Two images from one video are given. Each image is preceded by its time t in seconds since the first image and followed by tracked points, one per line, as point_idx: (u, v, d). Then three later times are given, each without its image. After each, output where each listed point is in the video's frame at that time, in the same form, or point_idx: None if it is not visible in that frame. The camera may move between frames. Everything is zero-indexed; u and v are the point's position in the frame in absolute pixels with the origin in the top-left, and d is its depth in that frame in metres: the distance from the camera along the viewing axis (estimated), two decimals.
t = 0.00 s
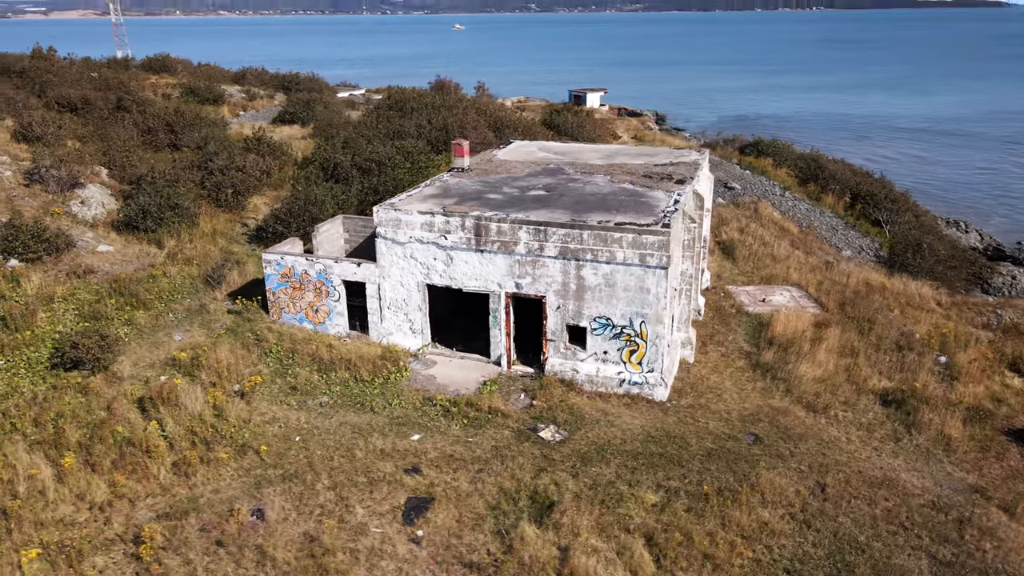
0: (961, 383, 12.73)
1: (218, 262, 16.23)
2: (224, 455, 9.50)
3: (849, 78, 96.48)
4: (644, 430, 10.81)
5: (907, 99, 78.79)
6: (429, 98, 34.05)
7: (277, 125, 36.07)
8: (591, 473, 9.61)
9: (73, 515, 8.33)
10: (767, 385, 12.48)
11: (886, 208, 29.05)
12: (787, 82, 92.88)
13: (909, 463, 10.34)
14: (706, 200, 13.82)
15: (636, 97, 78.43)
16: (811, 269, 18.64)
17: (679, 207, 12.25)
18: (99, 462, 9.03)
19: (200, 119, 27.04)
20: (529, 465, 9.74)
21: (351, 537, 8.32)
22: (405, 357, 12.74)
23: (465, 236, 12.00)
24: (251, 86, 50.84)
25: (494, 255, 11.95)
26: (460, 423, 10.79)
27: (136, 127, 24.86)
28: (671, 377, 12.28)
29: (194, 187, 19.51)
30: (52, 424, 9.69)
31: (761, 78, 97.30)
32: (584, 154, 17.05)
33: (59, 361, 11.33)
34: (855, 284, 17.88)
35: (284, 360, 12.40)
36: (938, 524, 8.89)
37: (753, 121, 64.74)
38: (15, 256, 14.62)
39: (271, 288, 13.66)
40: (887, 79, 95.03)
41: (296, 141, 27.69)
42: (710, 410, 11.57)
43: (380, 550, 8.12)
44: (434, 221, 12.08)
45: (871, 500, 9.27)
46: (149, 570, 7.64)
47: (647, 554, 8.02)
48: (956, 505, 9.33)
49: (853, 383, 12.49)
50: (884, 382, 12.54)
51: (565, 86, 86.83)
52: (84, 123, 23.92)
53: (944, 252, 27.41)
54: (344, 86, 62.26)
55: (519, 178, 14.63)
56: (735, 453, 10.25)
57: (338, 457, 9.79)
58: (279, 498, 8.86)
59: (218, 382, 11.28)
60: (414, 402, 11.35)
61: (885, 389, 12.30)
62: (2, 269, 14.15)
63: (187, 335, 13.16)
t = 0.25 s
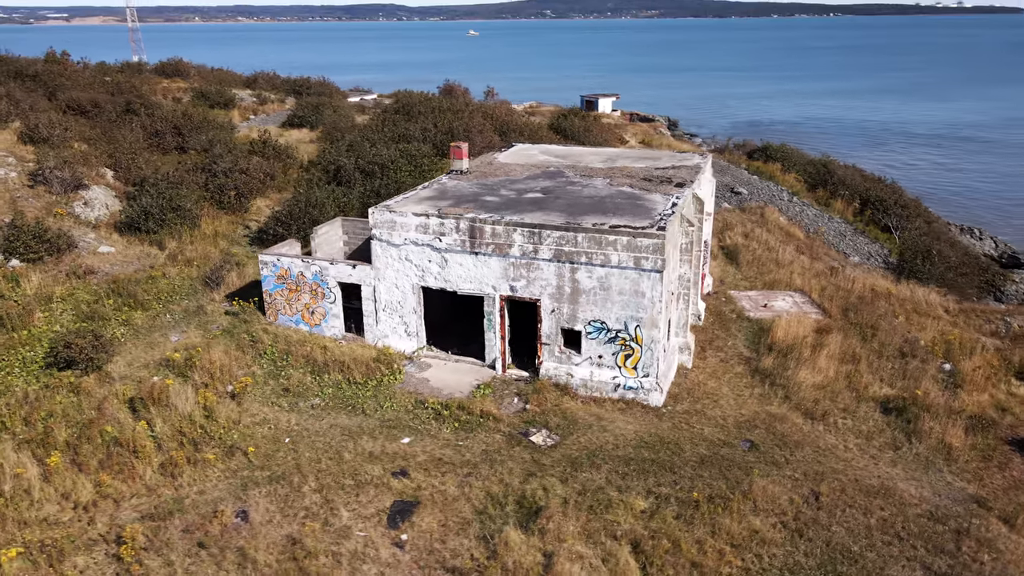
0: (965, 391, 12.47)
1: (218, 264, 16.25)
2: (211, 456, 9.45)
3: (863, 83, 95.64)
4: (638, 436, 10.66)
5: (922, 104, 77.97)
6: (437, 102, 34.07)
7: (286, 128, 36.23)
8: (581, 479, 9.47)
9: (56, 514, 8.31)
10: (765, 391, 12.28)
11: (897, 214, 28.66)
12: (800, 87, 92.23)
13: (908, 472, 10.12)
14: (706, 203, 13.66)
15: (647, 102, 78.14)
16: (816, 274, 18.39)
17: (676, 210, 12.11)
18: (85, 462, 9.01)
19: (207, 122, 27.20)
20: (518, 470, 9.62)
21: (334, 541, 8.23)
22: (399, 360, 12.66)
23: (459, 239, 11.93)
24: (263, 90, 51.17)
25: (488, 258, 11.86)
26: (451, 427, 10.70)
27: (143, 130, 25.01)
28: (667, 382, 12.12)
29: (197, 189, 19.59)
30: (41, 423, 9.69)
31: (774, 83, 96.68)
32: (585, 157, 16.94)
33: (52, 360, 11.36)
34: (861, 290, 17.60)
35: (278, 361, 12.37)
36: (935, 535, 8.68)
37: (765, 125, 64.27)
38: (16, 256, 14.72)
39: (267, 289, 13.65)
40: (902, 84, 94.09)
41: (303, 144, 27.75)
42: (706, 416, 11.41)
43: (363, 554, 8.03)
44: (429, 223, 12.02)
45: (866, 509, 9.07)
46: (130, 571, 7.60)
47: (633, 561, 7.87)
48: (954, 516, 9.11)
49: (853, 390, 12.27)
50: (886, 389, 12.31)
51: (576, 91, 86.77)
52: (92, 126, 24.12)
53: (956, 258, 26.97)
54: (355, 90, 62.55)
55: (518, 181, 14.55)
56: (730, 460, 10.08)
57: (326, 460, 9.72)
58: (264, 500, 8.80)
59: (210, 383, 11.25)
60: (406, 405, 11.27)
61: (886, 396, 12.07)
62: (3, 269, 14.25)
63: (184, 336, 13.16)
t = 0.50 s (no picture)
0: (969, 399, 12.21)
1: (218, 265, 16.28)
2: (198, 457, 9.40)
3: (878, 89, 94.78)
4: (631, 441, 10.51)
5: (937, 109, 77.17)
6: (443, 106, 34.10)
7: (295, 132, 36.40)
8: (570, 485, 9.34)
9: (40, 514, 8.28)
10: (763, 397, 12.08)
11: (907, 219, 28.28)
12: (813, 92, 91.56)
13: (906, 481, 9.91)
14: (705, 207, 13.50)
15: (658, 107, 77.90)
16: (820, 280, 18.14)
17: (672, 213, 11.96)
18: (71, 461, 8.98)
19: (215, 125, 27.36)
20: (507, 475, 9.49)
21: (316, 544, 8.14)
22: (393, 363, 12.59)
23: (453, 241, 11.84)
24: (274, 95, 51.48)
25: (482, 260, 11.77)
26: (441, 430, 10.60)
27: (150, 132, 25.19)
28: (663, 387, 11.96)
29: (200, 191, 19.66)
30: (30, 422, 9.69)
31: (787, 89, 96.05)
32: (586, 160, 16.82)
33: (46, 360, 11.38)
34: (865, 296, 17.34)
35: (272, 363, 12.33)
36: (931, 546, 8.46)
37: (776, 131, 63.80)
38: (17, 256, 14.82)
39: (264, 291, 13.64)
40: (917, 90, 93.24)
41: (308, 148, 27.83)
42: (702, 422, 11.23)
43: (345, 557, 7.94)
44: (423, 225, 11.95)
45: (861, 519, 8.88)
46: (109, 571, 7.55)
47: (618, 569, 7.73)
48: (952, 527, 8.89)
49: (853, 397, 12.05)
50: (887, 397, 12.08)
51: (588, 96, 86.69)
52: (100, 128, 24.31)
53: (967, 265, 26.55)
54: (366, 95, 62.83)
55: (516, 183, 14.46)
56: (723, 467, 9.90)
57: (314, 462, 9.64)
58: (249, 502, 8.74)
59: (202, 384, 11.23)
60: (397, 408, 11.18)
61: (886, 404, 11.84)
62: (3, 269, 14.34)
63: (179, 337, 13.17)
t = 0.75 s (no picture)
0: (971, 406, 11.95)
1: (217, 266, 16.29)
2: (185, 457, 9.35)
3: (892, 94, 93.94)
4: (622, 446, 10.36)
5: (952, 114, 76.32)
6: (450, 109, 34.09)
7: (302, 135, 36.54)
8: (558, 489, 9.21)
9: (22, 512, 8.24)
10: (760, 402, 11.89)
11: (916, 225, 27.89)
12: (826, 97, 90.84)
13: (903, 489, 9.69)
14: (704, 209, 13.35)
15: (669, 112, 77.61)
16: (824, 284, 17.88)
17: (669, 214, 11.82)
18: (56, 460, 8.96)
19: (221, 128, 27.51)
20: (494, 478, 9.38)
21: (298, 545, 8.05)
22: (387, 365, 12.52)
23: (447, 242, 11.77)
24: (284, 99, 51.76)
25: (476, 262, 11.69)
26: (431, 432, 10.51)
27: (157, 134, 25.35)
28: (658, 391, 11.79)
29: (203, 192, 19.73)
30: (18, 420, 9.69)
31: (800, 94, 95.36)
32: (586, 162, 16.71)
33: (40, 358, 11.40)
34: (870, 301, 17.07)
35: (265, 363, 12.29)
36: (926, 555, 8.25)
37: (788, 135, 63.29)
38: (18, 256, 14.91)
39: (260, 291, 13.64)
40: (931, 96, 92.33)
41: (314, 150, 27.91)
42: (696, 427, 11.06)
43: (325, 559, 7.85)
44: (417, 226, 11.89)
45: (855, 527, 8.68)
46: (88, 571, 7.50)
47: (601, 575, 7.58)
48: (948, 536, 8.67)
49: (852, 403, 11.83)
50: (887, 403, 11.85)
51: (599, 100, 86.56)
52: (107, 130, 24.50)
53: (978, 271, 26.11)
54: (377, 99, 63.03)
55: (514, 185, 14.37)
56: (716, 473, 9.73)
57: (301, 463, 9.57)
58: (233, 502, 8.67)
59: (193, 384, 11.20)
60: (388, 409, 11.10)
61: (886, 410, 11.61)
62: (3, 269, 14.42)
63: (175, 336, 13.17)
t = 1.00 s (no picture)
0: (974, 411, 11.69)
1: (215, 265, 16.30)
2: (170, 454, 9.31)
3: (906, 98, 93.06)
4: (613, 448, 10.22)
5: (967, 118, 75.46)
6: (456, 111, 34.07)
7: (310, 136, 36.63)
8: (545, 491, 9.08)
9: (5, 508, 8.22)
10: (756, 406, 11.70)
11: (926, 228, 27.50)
12: (839, 101, 90.10)
13: (899, 495, 9.48)
14: (702, 209, 13.18)
15: (679, 115, 77.30)
16: (828, 287, 17.62)
17: (664, 214, 11.67)
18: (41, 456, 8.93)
19: (227, 129, 27.63)
20: (481, 479, 9.27)
21: (279, 544, 7.98)
22: (380, 365, 12.45)
23: (440, 241, 11.69)
24: (294, 101, 52.00)
25: (468, 261, 11.59)
26: (420, 432, 10.41)
27: (163, 135, 25.50)
28: (653, 393, 11.64)
29: (205, 192, 19.79)
30: (6, 416, 9.68)
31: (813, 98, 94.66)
32: (586, 163, 16.57)
33: (32, 355, 11.42)
34: (874, 304, 16.80)
35: (258, 362, 12.25)
36: (920, 563, 8.04)
37: (799, 138, 62.78)
38: (18, 254, 14.98)
39: (255, 290, 13.61)
40: (946, 100, 91.37)
41: (319, 151, 27.95)
42: (690, 430, 10.90)
43: (306, 559, 7.76)
44: (410, 225, 11.82)
45: (847, 533, 8.48)
46: (66, 567, 7.46)
47: None
48: (944, 543, 8.46)
49: (851, 407, 11.62)
50: (886, 407, 11.62)
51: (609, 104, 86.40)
52: (113, 131, 24.66)
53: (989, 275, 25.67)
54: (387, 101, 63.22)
55: (511, 185, 14.27)
56: (707, 476, 9.57)
57: (287, 462, 9.50)
58: (216, 501, 8.61)
59: (184, 382, 11.17)
60: (379, 409, 11.02)
61: (885, 414, 11.39)
62: (2, 266, 14.50)
63: (170, 335, 13.17)
